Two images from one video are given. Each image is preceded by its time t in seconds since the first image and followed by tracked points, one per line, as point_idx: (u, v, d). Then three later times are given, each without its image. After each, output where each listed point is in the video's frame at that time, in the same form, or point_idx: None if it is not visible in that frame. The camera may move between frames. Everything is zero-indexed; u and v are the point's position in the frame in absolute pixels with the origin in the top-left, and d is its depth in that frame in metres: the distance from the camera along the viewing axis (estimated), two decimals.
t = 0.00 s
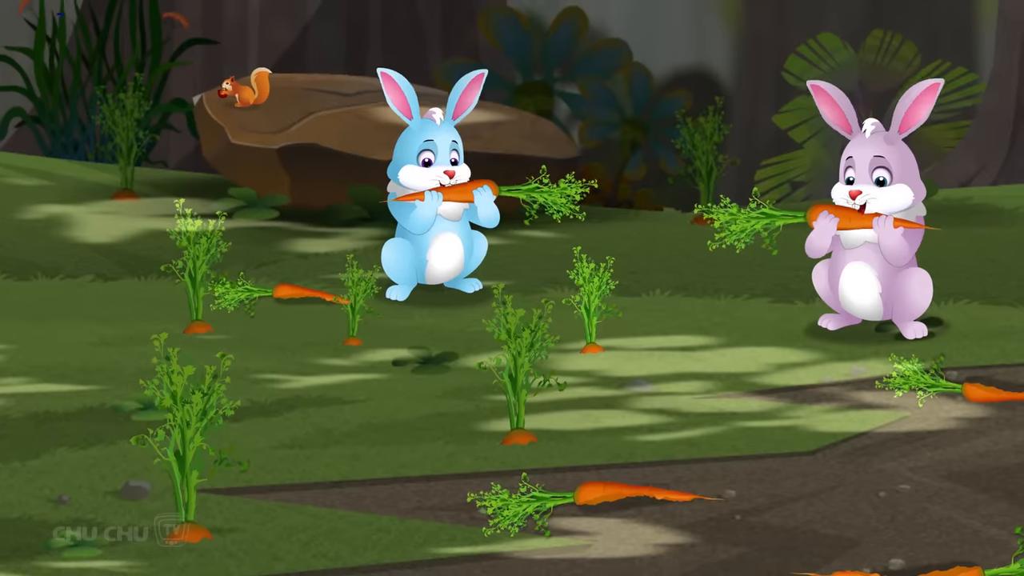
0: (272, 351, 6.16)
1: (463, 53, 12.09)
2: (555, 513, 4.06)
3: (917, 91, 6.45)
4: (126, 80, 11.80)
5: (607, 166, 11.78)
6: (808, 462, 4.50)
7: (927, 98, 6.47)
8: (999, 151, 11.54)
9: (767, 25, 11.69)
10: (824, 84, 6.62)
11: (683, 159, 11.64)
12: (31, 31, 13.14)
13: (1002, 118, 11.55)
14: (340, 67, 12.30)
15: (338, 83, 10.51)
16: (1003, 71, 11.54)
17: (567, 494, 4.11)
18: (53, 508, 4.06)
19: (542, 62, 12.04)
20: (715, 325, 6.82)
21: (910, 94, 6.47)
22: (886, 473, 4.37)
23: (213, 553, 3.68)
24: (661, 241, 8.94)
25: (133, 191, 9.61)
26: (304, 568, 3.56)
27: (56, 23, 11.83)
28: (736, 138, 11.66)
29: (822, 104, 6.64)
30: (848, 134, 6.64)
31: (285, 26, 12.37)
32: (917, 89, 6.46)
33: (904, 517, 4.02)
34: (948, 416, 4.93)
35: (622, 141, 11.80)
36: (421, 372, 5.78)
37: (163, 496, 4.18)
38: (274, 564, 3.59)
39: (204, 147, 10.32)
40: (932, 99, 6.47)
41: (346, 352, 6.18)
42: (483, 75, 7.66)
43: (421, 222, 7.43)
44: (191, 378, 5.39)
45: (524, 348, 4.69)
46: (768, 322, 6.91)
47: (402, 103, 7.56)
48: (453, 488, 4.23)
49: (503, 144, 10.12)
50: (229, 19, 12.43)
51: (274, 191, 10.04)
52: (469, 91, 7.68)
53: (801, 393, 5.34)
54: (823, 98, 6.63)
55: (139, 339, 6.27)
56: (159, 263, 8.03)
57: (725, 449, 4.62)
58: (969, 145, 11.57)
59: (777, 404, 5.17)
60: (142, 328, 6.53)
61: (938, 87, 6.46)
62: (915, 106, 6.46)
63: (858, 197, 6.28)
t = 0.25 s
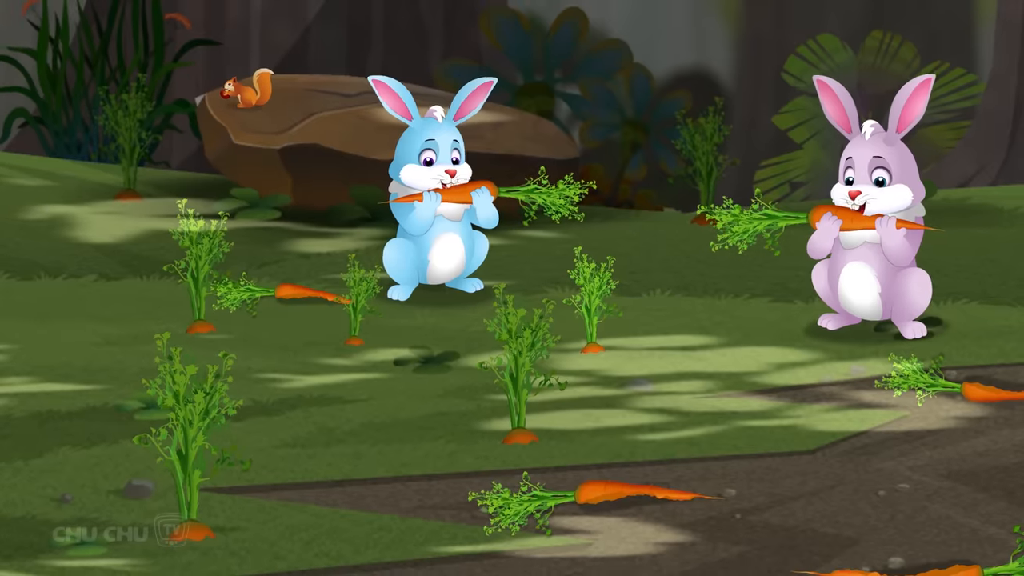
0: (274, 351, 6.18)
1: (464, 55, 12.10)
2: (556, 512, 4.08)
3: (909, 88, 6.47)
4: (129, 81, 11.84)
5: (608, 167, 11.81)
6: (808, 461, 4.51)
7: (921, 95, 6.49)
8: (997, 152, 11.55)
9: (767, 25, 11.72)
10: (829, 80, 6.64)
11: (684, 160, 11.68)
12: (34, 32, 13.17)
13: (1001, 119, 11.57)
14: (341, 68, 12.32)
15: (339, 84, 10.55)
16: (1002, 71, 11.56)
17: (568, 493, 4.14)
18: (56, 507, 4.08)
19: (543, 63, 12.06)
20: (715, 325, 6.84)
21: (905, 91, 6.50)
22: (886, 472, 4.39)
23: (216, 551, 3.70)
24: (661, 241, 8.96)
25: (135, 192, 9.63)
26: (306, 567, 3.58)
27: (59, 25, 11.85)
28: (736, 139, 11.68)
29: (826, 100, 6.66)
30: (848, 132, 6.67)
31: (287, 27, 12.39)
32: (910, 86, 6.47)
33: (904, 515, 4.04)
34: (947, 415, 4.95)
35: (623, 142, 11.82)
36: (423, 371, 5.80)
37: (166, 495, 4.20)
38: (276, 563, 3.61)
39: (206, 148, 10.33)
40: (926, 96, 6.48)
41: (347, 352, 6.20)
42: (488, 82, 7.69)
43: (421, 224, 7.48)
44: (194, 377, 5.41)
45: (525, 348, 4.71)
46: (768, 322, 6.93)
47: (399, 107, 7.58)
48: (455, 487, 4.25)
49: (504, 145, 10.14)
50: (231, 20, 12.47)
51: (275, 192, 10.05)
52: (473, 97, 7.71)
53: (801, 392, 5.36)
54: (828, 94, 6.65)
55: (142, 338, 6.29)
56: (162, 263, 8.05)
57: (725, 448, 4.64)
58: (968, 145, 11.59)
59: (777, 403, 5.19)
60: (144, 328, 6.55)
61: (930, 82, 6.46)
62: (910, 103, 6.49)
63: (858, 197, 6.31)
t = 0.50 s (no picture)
0: (276, 350, 6.21)
1: (466, 56, 12.15)
2: (556, 511, 4.10)
3: (911, 90, 6.49)
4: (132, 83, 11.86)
5: (608, 167, 11.81)
6: (808, 460, 4.54)
7: (922, 97, 6.51)
8: (996, 153, 11.62)
9: (766, 27, 11.75)
10: (827, 83, 6.66)
11: (684, 161, 11.70)
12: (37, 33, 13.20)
13: (999, 120, 11.63)
14: (343, 70, 12.33)
15: (341, 85, 10.58)
16: (1000, 72, 11.62)
17: (569, 491, 4.16)
18: (59, 506, 4.11)
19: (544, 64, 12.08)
20: (715, 325, 6.86)
21: (906, 92, 6.51)
22: (885, 471, 4.41)
23: (219, 549, 3.73)
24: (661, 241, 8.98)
25: (138, 192, 9.66)
26: (309, 565, 3.60)
27: (62, 26, 11.88)
28: (736, 139, 11.72)
29: (824, 102, 6.68)
30: (847, 134, 6.69)
31: (289, 28, 12.41)
32: (912, 88, 6.50)
33: (903, 514, 4.06)
34: (947, 415, 4.97)
35: (623, 142, 11.82)
36: (425, 371, 5.83)
37: (170, 494, 4.22)
38: (278, 562, 3.63)
39: (208, 148, 10.36)
40: (927, 98, 6.50)
41: (350, 352, 6.22)
42: (485, 77, 7.70)
43: (420, 224, 7.50)
44: (197, 377, 5.44)
45: (526, 347, 4.73)
46: (767, 322, 6.95)
47: (405, 105, 7.60)
48: (457, 486, 4.27)
49: (506, 145, 10.16)
50: (235, 21, 12.50)
51: (278, 192, 10.09)
52: (471, 93, 7.72)
53: (800, 392, 5.38)
54: (826, 97, 6.67)
55: (145, 338, 6.32)
56: (165, 264, 8.07)
57: (726, 447, 4.66)
58: (967, 146, 11.65)
59: (777, 403, 5.22)
60: (147, 328, 6.57)
61: (932, 84, 6.49)
62: (911, 105, 6.50)
63: (857, 198, 6.32)
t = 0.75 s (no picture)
0: (279, 349, 6.24)
1: (467, 56, 12.17)
2: (557, 510, 4.13)
3: (915, 96, 6.52)
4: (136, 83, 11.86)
5: (609, 167, 11.84)
6: (807, 459, 4.56)
7: (926, 103, 6.54)
8: (995, 154, 11.66)
9: (767, 28, 11.79)
10: (821, 89, 6.69)
11: (684, 162, 11.72)
12: (41, 34, 13.24)
13: (998, 121, 11.67)
14: (345, 71, 12.41)
15: (344, 86, 10.60)
16: (999, 74, 11.67)
17: (570, 490, 4.18)
18: (63, 504, 4.13)
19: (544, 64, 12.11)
20: (716, 324, 6.88)
21: (909, 98, 6.54)
22: (884, 470, 4.43)
23: (223, 548, 3.75)
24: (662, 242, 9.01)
25: (142, 193, 9.69)
26: (311, 564, 3.63)
27: (66, 27, 11.91)
28: (736, 140, 11.74)
29: (819, 108, 6.71)
30: (846, 137, 6.71)
31: (292, 29, 12.47)
32: (917, 93, 6.53)
33: (902, 513, 4.09)
34: (946, 414, 4.99)
35: (624, 143, 11.85)
36: (426, 370, 5.86)
37: (173, 493, 4.25)
38: (280, 560, 3.66)
39: (211, 148, 10.41)
40: (931, 104, 6.54)
41: (352, 351, 6.25)
42: (477, 71, 7.69)
43: (420, 224, 7.53)
44: (200, 376, 5.47)
45: (527, 347, 4.75)
46: (767, 322, 6.98)
47: (412, 102, 7.61)
48: (458, 485, 4.30)
49: (507, 146, 10.19)
50: (238, 23, 12.51)
51: (281, 192, 10.13)
52: (466, 88, 7.73)
53: (800, 391, 5.41)
54: (821, 103, 6.70)
55: (149, 338, 6.35)
56: (168, 263, 8.10)
57: (726, 446, 4.69)
58: (966, 147, 11.66)
59: (777, 402, 5.24)
60: (151, 327, 6.60)
61: (938, 92, 6.53)
62: (914, 109, 6.52)
63: (856, 199, 6.34)
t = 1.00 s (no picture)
0: (282, 349, 6.27)
1: (469, 58, 12.21)
2: (559, 508, 4.16)
3: (915, 96, 6.54)
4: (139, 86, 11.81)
5: (610, 168, 11.88)
6: (807, 458, 4.59)
7: (926, 104, 6.56)
8: (993, 154, 11.69)
9: (767, 30, 11.86)
10: (821, 91, 6.71)
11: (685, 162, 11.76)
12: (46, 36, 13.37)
13: (996, 122, 11.70)
14: (349, 72, 12.42)
15: (347, 87, 10.64)
16: (997, 75, 11.71)
17: (571, 488, 4.21)
18: (67, 503, 4.16)
19: (546, 66, 12.16)
20: (716, 324, 6.91)
21: (909, 98, 6.56)
22: (883, 469, 4.46)
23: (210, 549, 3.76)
24: (662, 242, 9.04)
25: (146, 194, 9.71)
26: (314, 562, 3.66)
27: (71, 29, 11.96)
28: (736, 140, 11.80)
29: (819, 110, 6.73)
30: (845, 138, 6.74)
31: (295, 31, 12.50)
32: (916, 94, 6.55)
33: (901, 511, 4.11)
34: (944, 413, 5.02)
35: (625, 143, 11.89)
36: (429, 369, 5.89)
37: (177, 491, 4.28)
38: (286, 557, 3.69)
39: (215, 149, 10.43)
40: (931, 104, 6.56)
41: (354, 350, 6.28)
42: (483, 76, 7.74)
43: (420, 224, 7.55)
44: (203, 376, 5.50)
45: (529, 346, 4.77)
46: (767, 321, 7.01)
47: (412, 105, 7.63)
48: (460, 483, 4.33)
49: (508, 147, 10.23)
50: (241, 24, 12.52)
51: (284, 192, 10.13)
52: (472, 92, 7.76)
53: (800, 390, 5.44)
54: (821, 104, 6.72)
55: (152, 337, 6.38)
56: (172, 264, 8.13)
57: (726, 445, 4.72)
58: (964, 147, 11.70)
59: (777, 401, 5.27)
60: (155, 327, 6.63)
61: (937, 93, 6.55)
62: (913, 110, 6.54)
63: (855, 199, 6.36)
